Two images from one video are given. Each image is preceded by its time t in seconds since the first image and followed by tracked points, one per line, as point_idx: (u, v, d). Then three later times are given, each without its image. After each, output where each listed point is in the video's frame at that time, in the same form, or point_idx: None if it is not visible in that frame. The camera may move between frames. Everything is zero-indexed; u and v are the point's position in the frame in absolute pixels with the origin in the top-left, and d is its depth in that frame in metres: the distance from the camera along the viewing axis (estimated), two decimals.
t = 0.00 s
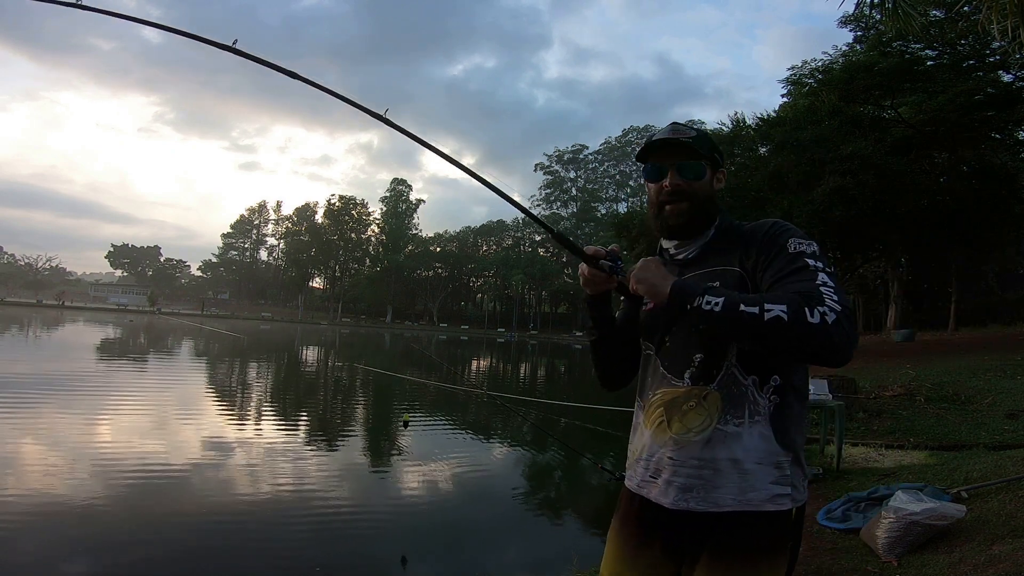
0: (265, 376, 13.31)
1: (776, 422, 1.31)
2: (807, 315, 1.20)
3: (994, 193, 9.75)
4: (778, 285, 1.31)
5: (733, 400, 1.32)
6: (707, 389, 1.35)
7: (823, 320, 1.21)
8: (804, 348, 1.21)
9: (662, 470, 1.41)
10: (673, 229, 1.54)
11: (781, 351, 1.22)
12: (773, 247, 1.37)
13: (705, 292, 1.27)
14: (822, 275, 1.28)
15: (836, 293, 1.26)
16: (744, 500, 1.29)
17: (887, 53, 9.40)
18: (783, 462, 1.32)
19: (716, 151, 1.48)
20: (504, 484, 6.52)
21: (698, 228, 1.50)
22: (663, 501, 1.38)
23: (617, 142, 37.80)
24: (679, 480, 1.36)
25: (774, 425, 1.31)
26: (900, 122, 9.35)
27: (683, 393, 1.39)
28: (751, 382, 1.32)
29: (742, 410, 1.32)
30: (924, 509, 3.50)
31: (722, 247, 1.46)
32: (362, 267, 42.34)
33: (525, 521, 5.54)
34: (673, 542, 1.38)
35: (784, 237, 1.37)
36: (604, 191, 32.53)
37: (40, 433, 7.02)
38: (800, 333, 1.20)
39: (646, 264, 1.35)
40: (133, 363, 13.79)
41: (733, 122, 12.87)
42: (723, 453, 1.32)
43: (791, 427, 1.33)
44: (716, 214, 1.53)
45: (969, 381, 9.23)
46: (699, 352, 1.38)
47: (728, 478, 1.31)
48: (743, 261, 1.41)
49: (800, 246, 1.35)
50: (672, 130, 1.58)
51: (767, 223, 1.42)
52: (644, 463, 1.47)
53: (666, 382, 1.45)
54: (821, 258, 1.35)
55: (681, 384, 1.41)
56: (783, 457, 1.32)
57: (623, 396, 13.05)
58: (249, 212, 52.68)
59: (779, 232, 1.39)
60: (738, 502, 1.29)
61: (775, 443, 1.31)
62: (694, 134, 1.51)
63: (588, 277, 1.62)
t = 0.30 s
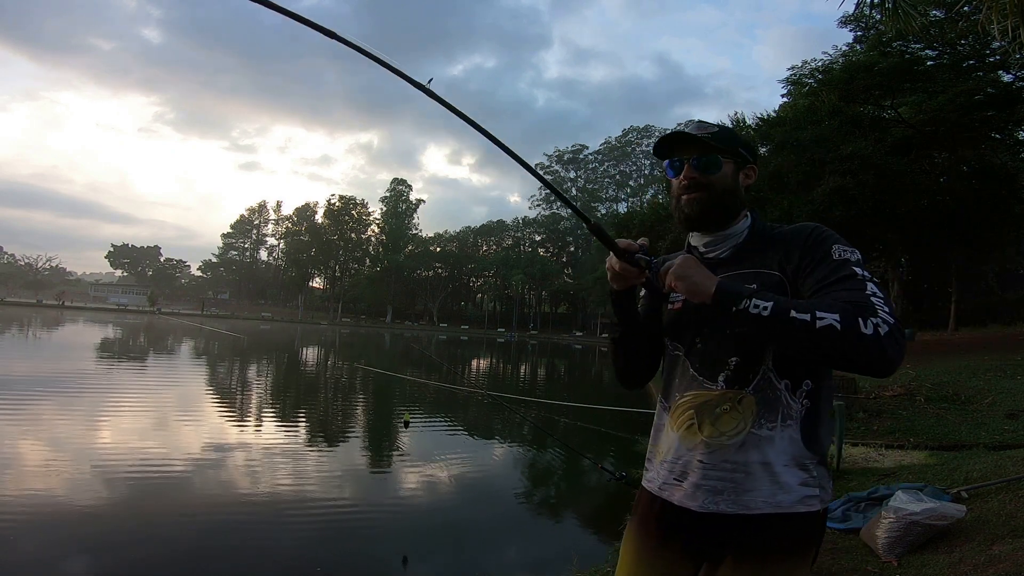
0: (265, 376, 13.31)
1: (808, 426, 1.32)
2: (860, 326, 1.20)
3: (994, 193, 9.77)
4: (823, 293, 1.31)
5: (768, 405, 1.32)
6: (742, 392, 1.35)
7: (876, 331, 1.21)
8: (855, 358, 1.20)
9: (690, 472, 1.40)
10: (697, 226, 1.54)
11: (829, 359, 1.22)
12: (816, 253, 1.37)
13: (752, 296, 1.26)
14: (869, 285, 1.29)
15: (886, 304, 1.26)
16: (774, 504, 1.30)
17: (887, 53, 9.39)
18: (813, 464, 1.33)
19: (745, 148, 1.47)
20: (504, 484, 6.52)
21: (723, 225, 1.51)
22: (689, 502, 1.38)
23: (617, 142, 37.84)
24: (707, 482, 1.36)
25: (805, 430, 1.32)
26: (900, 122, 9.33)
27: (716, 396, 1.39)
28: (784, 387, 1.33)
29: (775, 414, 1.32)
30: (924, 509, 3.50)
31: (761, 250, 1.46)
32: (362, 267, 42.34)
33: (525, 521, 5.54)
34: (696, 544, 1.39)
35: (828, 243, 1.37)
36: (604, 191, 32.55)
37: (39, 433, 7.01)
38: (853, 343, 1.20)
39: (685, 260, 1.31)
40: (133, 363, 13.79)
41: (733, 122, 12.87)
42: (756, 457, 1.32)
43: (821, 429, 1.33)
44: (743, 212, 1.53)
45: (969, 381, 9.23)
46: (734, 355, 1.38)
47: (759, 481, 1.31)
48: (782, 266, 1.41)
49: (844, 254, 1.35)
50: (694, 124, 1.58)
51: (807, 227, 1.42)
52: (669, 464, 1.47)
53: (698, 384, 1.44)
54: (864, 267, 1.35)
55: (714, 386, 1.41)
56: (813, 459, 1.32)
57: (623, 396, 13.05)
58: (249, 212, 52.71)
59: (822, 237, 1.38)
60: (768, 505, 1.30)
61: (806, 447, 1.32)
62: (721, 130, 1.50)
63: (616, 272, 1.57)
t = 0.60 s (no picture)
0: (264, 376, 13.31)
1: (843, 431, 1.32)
2: (915, 332, 1.20)
3: (994, 193, 9.77)
4: (872, 298, 1.31)
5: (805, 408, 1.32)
6: (780, 394, 1.35)
7: (930, 338, 1.21)
8: (908, 363, 1.20)
9: (718, 471, 1.41)
10: (735, 226, 1.56)
11: (879, 365, 1.22)
12: (866, 260, 1.38)
13: (803, 296, 1.27)
14: (921, 292, 1.29)
15: (939, 312, 1.26)
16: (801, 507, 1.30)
17: (887, 53, 9.39)
18: (844, 469, 1.33)
19: (787, 149, 1.50)
20: (504, 484, 6.51)
21: (762, 225, 1.53)
22: (716, 501, 1.39)
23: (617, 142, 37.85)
24: (736, 482, 1.37)
25: (840, 435, 1.32)
26: (900, 122, 9.31)
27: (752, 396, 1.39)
28: (821, 391, 1.33)
29: (811, 417, 1.33)
30: (924, 509, 3.50)
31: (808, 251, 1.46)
32: (362, 267, 42.33)
33: (524, 521, 5.54)
34: (716, 542, 1.40)
35: (879, 251, 1.37)
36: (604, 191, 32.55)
37: (39, 433, 7.01)
38: (907, 348, 1.20)
39: (732, 256, 1.32)
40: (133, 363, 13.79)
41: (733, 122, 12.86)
42: (788, 459, 1.32)
43: (854, 435, 1.33)
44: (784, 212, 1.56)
45: (969, 381, 9.22)
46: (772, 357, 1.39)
47: (789, 484, 1.31)
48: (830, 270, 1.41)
49: (895, 262, 1.35)
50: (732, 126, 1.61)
51: (856, 234, 1.42)
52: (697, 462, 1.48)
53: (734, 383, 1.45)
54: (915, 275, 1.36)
55: (750, 386, 1.41)
56: (845, 465, 1.33)
57: (623, 397, 13.05)
58: (249, 213, 52.73)
59: (872, 245, 1.39)
60: (795, 508, 1.30)
61: (839, 453, 1.32)
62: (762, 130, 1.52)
63: (657, 267, 1.53)
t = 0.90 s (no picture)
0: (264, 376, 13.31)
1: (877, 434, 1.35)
2: (968, 337, 1.23)
3: (994, 193, 9.62)
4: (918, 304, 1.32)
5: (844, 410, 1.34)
6: (818, 394, 1.36)
7: (980, 344, 1.24)
8: (959, 369, 1.23)
9: (751, 470, 1.43)
10: (761, 233, 1.58)
11: (931, 369, 1.24)
12: (911, 267, 1.39)
13: (858, 298, 1.27)
14: (967, 300, 1.31)
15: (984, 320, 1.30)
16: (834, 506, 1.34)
17: (887, 53, 9.39)
18: (876, 471, 1.36)
19: (804, 152, 1.49)
20: (505, 484, 6.52)
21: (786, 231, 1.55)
22: (747, 499, 1.41)
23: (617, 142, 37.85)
24: (769, 482, 1.39)
25: (874, 437, 1.36)
26: (900, 122, 9.29)
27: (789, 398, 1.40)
28: (858, 393, 1.35)
29: (847, 420, 1.35)
30: (924, 509, 3.50)
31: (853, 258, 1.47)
32: (362, 267, 42.33)
33: (524, 521, 5.54)
34: (742, 540, 1.42)
35: (924, 259, 1.38)
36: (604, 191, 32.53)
37: (40, 433, 7.02)
38: (960, 354, 1.23)
39: (782, 253, 1.30)
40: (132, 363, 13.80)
41: (733, 122, 12.86)
42: (824, 459, 1.35)
43: (887, 438, 1.37)
44: (813, 215, 1.55)
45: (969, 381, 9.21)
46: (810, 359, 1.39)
47: (823, 484, 1.34)
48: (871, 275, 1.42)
49: (939, 270, 1.37)
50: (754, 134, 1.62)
51: (899, 243, 1.43)
52: (727, 461, 1.49)
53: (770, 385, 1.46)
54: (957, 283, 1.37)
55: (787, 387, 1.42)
56: (876, 466, 1.36)
57: (623, 397, 13.05)
58: (250, 213, 52.76)
59: (916, 253, 1.40)
60: (828, 508, 1.34)
61: (872, 455, 1.36)
62: (777, 136, 1.53)
63: (697, 259, 1.57)
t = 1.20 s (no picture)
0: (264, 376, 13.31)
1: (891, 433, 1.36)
2: (987, 338, 1.24)
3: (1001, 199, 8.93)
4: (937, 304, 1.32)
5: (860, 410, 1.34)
6: (834, 393, 1.36)
7: (998, 346, 1.25)
8: (980, 368, 1.24)
9: (762, 467, 1.44)
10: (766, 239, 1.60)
11: (950, 367, 1.25)
12: (930, 267, 1.38)
13: (882, 294, 1.27)
14: (985, 301, 1.31)
15: (1001, 321, 1.31)
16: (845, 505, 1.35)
17: (887, 53, 9.38)
18: (889, 470, 1.36)
19: (794, 155, 1.51)
20: (505, 484, 6.52)
21: (791, 233, 1.56)
22: (758, 497, 1.41)
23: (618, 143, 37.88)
24: (781, 480, 1.39)
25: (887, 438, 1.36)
26: (901, 122, 9.16)
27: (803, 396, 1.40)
28: (874, 393, 1.35)
29: (862, 419, 1.35)
30: (923, 509, 3.50)
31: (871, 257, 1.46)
32: (362, 267, 42.32)
33: (524, 521, 5.54)
34: (750, 537, 1.43)
35: (942, 260, 1.38)
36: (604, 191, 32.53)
37: (40, 433, 7.01)
38: (979, 353, 1.23)
39: (805, 245, 1.30)
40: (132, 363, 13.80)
41: (733, 122, 12.85)
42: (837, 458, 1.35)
43: (901, 437, 1.37)
44: (820, 213, 1.55)
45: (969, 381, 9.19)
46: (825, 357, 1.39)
47: (835, 482, 1.35)
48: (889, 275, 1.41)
49: (959, 271, 1.36)
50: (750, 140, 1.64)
51: (915, 243, 1.42)
52: (737, 459, 1.50)
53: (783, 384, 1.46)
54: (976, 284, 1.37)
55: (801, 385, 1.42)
56: (890, 465, 1.36)
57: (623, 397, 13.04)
58: (250, 213, 52.78)
59: (933, 254, 1.40)
60: (839, 507, 1.34)
61: (885, 455, 1.36)
62: (766, 142, 1.56)
63: (719, 251, 1.51)
